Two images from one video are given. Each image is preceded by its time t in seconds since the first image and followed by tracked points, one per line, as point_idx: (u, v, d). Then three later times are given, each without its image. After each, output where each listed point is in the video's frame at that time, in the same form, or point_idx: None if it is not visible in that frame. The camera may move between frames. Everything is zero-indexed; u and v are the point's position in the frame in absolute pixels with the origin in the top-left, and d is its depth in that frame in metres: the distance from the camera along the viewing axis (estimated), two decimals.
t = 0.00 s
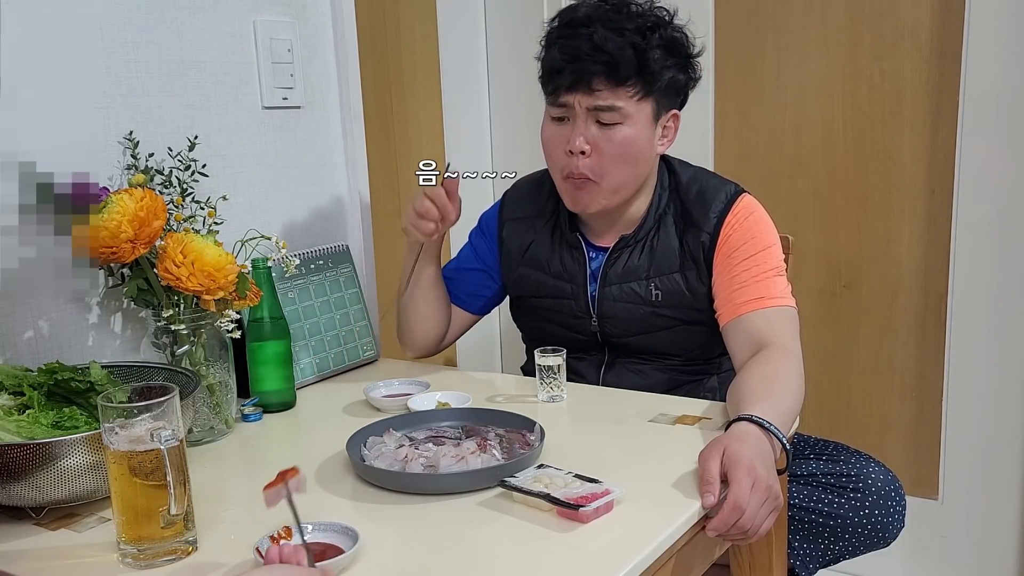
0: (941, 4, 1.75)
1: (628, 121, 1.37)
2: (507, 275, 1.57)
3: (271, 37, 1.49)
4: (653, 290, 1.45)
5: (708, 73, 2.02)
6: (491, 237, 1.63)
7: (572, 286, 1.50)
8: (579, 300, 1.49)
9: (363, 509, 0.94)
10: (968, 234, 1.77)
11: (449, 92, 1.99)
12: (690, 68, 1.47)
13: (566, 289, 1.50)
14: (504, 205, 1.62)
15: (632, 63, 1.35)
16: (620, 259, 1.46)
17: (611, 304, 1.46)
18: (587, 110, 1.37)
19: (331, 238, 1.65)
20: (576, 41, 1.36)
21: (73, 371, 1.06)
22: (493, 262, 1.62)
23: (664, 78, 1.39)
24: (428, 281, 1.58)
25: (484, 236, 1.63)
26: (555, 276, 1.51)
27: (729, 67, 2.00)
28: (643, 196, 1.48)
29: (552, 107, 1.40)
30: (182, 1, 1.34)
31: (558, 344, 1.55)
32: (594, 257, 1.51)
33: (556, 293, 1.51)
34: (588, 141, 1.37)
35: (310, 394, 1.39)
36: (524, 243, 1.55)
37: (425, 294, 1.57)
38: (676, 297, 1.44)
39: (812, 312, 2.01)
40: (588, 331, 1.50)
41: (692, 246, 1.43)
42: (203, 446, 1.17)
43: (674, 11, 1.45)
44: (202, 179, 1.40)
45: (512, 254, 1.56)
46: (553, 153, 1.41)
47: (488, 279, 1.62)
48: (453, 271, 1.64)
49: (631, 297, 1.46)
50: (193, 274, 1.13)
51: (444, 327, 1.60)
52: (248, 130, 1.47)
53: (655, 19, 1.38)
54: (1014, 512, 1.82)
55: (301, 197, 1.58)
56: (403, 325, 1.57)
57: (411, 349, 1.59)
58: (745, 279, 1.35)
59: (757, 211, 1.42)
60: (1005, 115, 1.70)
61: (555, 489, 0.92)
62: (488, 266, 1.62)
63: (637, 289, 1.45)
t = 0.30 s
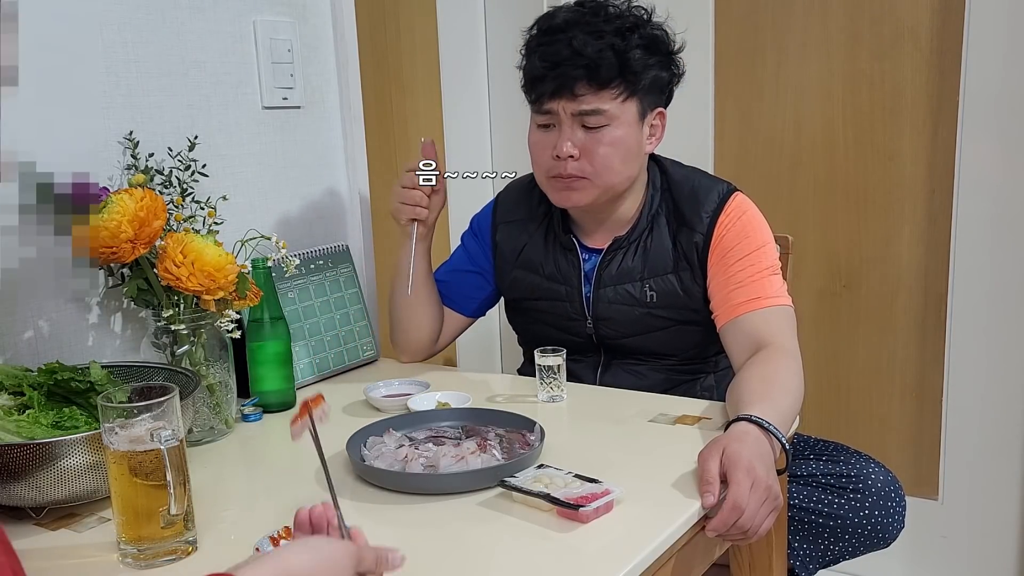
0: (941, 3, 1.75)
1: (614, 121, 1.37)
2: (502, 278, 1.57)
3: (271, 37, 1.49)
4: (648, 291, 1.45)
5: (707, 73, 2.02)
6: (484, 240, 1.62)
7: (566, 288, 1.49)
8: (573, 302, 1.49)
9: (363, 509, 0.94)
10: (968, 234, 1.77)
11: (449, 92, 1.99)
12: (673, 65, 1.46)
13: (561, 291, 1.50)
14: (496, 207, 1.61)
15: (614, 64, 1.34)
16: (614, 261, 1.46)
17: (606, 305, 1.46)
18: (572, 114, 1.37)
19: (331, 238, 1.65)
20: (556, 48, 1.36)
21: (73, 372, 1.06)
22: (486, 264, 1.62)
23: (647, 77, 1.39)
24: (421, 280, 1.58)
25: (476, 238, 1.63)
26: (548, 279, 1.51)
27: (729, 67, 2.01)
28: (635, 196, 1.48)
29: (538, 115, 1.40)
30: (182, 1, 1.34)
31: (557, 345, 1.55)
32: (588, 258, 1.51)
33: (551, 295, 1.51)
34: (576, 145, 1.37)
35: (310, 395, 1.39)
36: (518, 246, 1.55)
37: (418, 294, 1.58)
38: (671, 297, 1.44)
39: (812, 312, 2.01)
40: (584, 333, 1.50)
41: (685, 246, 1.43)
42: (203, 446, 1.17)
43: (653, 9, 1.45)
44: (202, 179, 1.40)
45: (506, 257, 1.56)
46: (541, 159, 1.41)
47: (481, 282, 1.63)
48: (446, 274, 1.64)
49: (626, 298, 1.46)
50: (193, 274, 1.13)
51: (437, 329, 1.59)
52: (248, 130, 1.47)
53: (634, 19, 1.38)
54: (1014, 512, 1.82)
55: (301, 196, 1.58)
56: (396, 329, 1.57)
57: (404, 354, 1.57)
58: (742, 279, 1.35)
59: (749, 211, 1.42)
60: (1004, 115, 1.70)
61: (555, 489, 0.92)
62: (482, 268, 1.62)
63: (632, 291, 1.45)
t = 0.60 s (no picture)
0: (941, 3, 1.75)
1: (610, 126, 1.37)
2: (501, 278, 1.57)
3: (271, 37, 1.49)
4: (647, 291, 1.45)
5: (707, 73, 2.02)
6: (482, 240, 1.62)
7: (565, 288, 1.49)
8: (572, 302, 1.49)
9: (363, 509, 0.94)
10: (968, 234, 1.76)
11: (448, 92, 1.99)
12: (671, 66, 1.46)
13: (560, 291, 1.50)
14: (494, 208, 1.61)
15: (609, 68, 1.34)
16: (613, 261, 1.46)
17: (605, 306, 1.46)
18: (569, 120, 1.37)
19: (331, 238, 1.65)
20: (551, 52, 1.36)
21: (73, 371, 1.06)
22: (483, 264, 1.62)
23: (643, 80, 1.39)
24: (420, 280, 1.58)
25: (473, 238, 1.63)
26: (547, 279, 1.51)
27: (729, 67, 2.01)
28: (633, 197, 1.49)
29: (535, 119, 1.40)
30: (182, 1, 1.34)
31: (557, 344, 1.55)
32: (587, 258, 1.51)
33: (549, 296, 1.51)
34: (573, 151, 1.37)
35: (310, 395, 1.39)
36: (515, 246, 1.55)
37: (416, 294, 1.58)
38: (670, 297, 1.44)
39: (812, 312, 2.01)
40: (583, 333, 1.50)
41: (684, 246, 1.43)
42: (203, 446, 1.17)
43: (649, 10, 1.45)
44: (202, 179, 1.40)
45: (504, 257, 1.56)
46: (539, 162, 1.41)
47: (479, 282, 1.62)
48: (444, 275, 1.64)
49: (625, 298, 1.46)
50: (193, 273, 1.14)
51: (436, 329, 1.59)
52: (248, 130, 1.47)
53: (630, 21, 1.38)
54: (1015, 512, 1.82)
55: (301, 196, 1.58)
56: (396, 329, 1.57)
57: (402, 354, 1.57)
58: (741, 279, 1.35)
59: (746, 210, 1.42)
60: (1004, 115, 1.70)
61: (555, 489, 0.92)
62: (479, 269, 1.62)
63: (631, 291, 1.45)
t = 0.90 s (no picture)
0: (942, 4, 1.75)
1: (611, 129, 1.37)
2: (501, 278, 1.57)
3: (271, 37, 1.49)
4: (648, 291, 1.45)
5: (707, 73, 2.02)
6: (482, 240, 1.62)
7: (565, 288, 1.49)
8: (573, 302, 1.49)
9: (363, 510, 0.94)
10: (968, 234, 1.76)
11: (448, 92, 1.99)
12: (673, 68, 1.46)
13: (560, 291, 1.50)
14: (494, 208, 1.61)
15: (610, 72, 1.34)
16: (613, 261, 1.46)
17: (606, 306, 1.46)
18: (569, 124, 1.37)
19: (331, 238, 1.65)
20: (552, 55, 1.36)
21: (73, 372, 1.07)
22: (484, 265, 1.62)
23: (645, 83, 1.39)
24: (421, 280, 1.58)
25: (474, 238, 1.63)
26: (548, 279, 1.51)
27: (729, 68, 2.01)
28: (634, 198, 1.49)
29: (535, 122, 1.41)
30: (182, 1, 1.34)
31: (557, 344, 1.55)
32: (588, 258, 1.51)
33: (550, 296, 1.51)
34: (573, 155, 1.37)
35: (310, 395, 1.39)
36: (516, 246, 1.55)
37: (416, 294, 1.58)
38: (670, 297, 1.44)
39: (812, 312, 2.01)
40: (583, 333, 1.50)
41: (685, 246, 1.43)
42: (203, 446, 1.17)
43: (652, 13, 1.45)
44: (202, 179, 1.40)
45: (505, 257, 1.56)
46: (539, 166, 1.41)
47: (479, 282, 1.62)
48: (444, 275, 1.64)
49: (625, 298, 1.46)
50: (193, 274, 1.14)
51: (436, 329, 1.59)
52: (248, 130, 1.47)
53: (632, 25, 1.38)
54: (1014, 512, 1.82)
55: (301, 196, 1.58)
56: (396, 329, 1.57)
57: (403, 354, 1.57)
58: (741, 279, 1.35)
59: (745, 210, 1.42)
60: (1004, 115, 1.70)
61: (555, 489, 0.92)
62: (479, 269, 1.62)
63: (631, 291, 1.45)
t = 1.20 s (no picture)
0: (941, 4, 1.75)
1: (606, 133, 1.37)
2: (500, 279, 1.57)
3: (271, 37, 1.49)
4: (647, 292, 1.45)
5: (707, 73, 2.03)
6: (482, 241, 1.62)
7: (565, 289, 1.49)
8: (572, 303, 1.49)
9: (363, 510, 0.94)
10: (968, 234, 1.76)
11: (448, 92, 1.99)
12: (669, 70, 1.46)
13: (560, 292, 1.50)
14: (494, 208, 1.62)
15: (604, 75, 1.34)
16: (613, 262, 1.46)
17: (606, 306, 1.46)
18: (564, 129, 1.37)
19: (331, 238, 1.65)
20: (545, 60, 1.36)
21: (73, 372, 1.07)
22: (483, 266, 1.62)
23: (640, 85, 1.38)
24: (420, 281, 1.58)
25: (473, 239, 1.63)
26: (547, 280, 1.51)
27: (729, 68, 2.01)
28: (633, 199, 1.49)
29: (530, 126, 1.40)
30: (182, 1, 1.34)
31: (557, 345, 1.55)
32: (587, 259, 1.51)
33: (549, 297, 1.51)
34: (568, 159, 1.37)
35: (310, 395, 1.39)
36: (515, 247, 1.55)
37: (416, 294, 1.58)
38: (670, 298, 1.44)
39: (811, 312, 2.01)
40: (583, 334, 1.50)
41: (685, 246, 1.43)
42: (203, 446, 1.17)
43: (647, 15, 1.45)
44: (202, 179, 1.40)
45: (505, 258, 1.56)
46: (536, 169, 1.41)
47: (479, 282, 1.62)
48: (444, 275, 1.63)
49: (625, 299, 1.46)
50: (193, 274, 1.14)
51: (436, 330, 1.59)
52: (248, 130, 1.47)
53: (626, 27, 1.38)
54: (1014, 512, 1.82)
55: (301, 197, 1.58)
56: (396, 329, 1.57)
57: (402, 354, 1.57)
58: (741, 279, 1.35)
59: (744, 210, 1.42)
60: (1004, 115, 1.70)
61: (555, 489, 0.92)
62: (479, 270, 1.62)
63: (631, 292, 1.45)
